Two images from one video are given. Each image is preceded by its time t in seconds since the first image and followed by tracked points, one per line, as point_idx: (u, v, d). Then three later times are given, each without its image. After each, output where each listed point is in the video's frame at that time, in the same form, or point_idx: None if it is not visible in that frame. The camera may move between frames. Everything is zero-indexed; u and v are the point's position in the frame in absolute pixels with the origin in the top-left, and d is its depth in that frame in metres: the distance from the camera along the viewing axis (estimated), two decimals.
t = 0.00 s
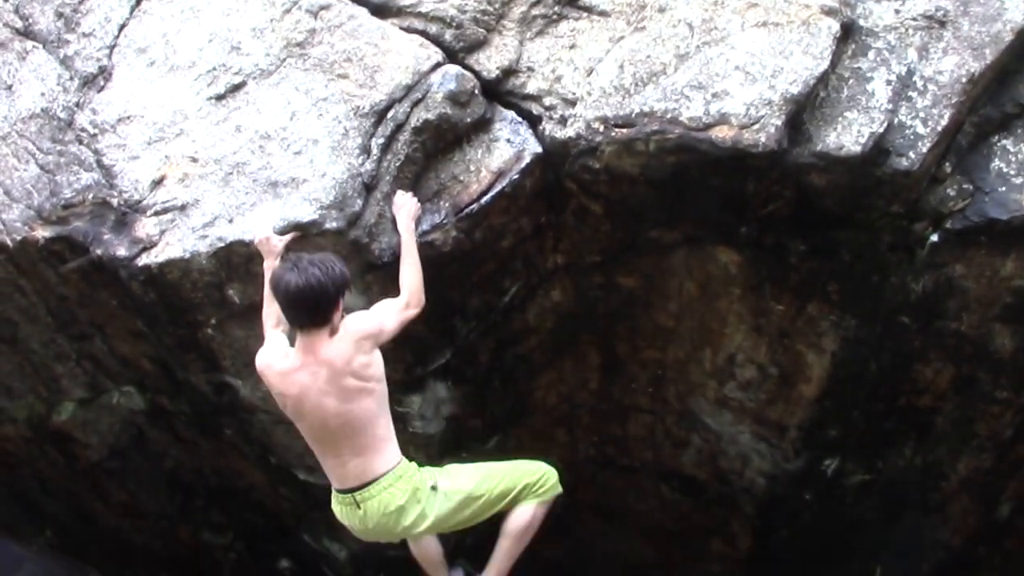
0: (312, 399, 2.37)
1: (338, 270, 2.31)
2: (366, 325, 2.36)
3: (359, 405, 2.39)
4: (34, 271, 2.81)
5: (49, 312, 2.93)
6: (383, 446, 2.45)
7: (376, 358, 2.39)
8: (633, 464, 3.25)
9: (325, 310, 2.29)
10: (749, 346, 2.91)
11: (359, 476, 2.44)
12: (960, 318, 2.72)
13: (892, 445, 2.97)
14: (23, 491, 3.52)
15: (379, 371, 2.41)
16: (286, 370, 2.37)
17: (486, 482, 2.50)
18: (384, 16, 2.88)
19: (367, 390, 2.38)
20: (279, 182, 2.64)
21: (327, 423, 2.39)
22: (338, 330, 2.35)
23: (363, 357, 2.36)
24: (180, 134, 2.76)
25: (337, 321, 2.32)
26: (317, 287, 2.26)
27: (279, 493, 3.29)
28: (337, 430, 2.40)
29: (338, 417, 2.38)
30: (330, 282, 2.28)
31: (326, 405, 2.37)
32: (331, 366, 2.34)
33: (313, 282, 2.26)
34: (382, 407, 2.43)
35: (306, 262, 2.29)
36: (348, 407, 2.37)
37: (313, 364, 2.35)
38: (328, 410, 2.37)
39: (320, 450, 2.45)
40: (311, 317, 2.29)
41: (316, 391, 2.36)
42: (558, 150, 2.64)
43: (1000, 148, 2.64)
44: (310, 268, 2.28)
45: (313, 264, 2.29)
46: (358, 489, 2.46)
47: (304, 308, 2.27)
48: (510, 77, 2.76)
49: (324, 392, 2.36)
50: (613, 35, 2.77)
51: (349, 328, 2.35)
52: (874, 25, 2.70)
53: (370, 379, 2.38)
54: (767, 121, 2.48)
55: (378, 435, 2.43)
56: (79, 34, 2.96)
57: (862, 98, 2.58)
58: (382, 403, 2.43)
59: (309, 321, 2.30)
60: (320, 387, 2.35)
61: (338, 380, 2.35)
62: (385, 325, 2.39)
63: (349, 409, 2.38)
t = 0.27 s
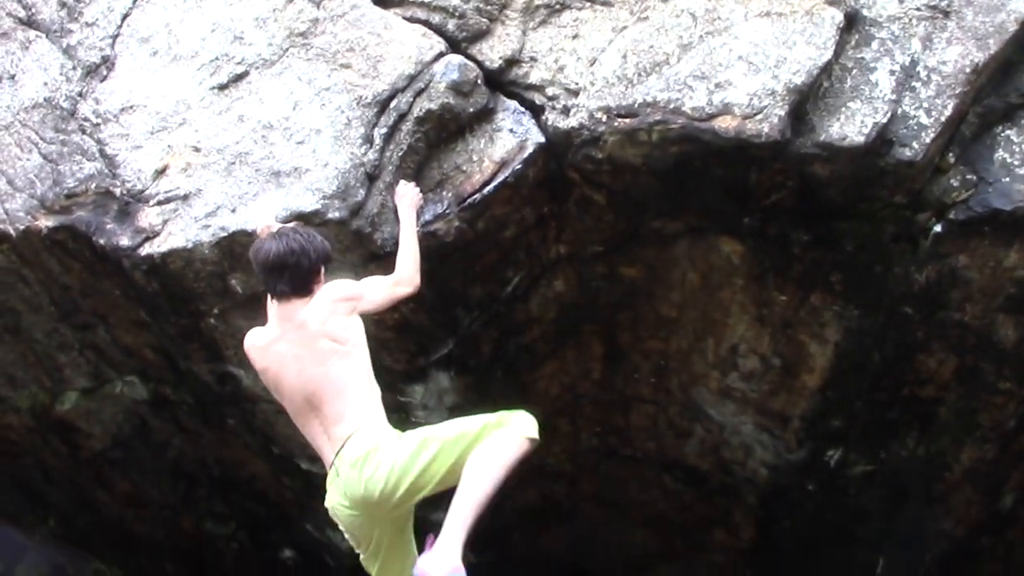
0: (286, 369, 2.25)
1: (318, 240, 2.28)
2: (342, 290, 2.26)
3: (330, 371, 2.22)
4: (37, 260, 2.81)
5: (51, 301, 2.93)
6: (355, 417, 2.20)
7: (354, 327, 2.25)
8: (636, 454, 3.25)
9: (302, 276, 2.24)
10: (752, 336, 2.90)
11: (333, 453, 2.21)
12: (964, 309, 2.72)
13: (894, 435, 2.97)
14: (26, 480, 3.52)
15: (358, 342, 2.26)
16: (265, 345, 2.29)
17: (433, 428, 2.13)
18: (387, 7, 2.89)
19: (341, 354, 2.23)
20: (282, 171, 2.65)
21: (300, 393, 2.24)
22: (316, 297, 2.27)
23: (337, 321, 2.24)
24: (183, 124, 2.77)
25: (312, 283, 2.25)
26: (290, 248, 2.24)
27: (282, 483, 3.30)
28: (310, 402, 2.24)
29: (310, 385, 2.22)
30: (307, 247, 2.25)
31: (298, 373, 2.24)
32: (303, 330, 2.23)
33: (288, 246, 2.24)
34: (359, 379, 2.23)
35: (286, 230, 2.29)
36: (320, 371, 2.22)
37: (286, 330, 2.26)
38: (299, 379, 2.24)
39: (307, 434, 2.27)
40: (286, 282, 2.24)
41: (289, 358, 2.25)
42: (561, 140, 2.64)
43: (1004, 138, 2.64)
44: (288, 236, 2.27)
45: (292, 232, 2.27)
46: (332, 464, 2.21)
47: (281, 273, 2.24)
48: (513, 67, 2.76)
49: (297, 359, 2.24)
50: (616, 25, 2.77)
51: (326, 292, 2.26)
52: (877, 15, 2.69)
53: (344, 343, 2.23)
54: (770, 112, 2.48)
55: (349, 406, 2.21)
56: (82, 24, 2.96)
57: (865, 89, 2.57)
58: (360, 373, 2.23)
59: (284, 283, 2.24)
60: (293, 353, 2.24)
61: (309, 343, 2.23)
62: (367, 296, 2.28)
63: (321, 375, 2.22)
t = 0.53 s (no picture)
0: (282, 362, 2.28)
1: (313, 236, 2.28)
2: (337, 285, 2.28)
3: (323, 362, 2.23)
4: (41, 261, 2.81)
5: (56, 303, 2.94)
6: (348, 406, 2.20)
7: (349, 323, 2.26)
8: (640, 457, 3.25)
9: (297, 273, 2.25)
10: (757, 339, 2.89)
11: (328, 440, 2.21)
12: (969, 312, 2.70)
13: (899, 439, 2.96)
14: (30, 481, 3.52)
15: (353, 337, 2.26)
16: (262, 338, 2.31)
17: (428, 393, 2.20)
18: (391, 8, 2.90)
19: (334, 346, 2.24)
20: (286, 173, 2.65)
21: (295, 384, 2.26)
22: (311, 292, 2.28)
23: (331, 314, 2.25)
24: (187, 125, 2.77)
25: (307, 278, 2.27)
26: (284, 243, 2.24)
27: (285, 484, 3.30)
28: (304, 392, 2.25)
29: (304, 375, 2.24)
30: (301, 243, 2.25)
31: (293, 365, 2.26)
32: (297, 322, 2.25)
33: (282, 242, 2.24)
34: (353, 371, 2.23)
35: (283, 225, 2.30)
36: (314, 361, 2.24)
37: (281, 323, 2.28)
38: (293, 370, 2.26)
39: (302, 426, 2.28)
40: (281, 277, 2.25)
41: (284, 350, 2.27)
42: (564, 142, 2.63)
43: (1009, 141, 2.63)
44: (283, 231, 2.26)
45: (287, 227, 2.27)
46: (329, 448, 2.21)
47: (275, 268, 2.25)
48: (517, 68, 2.76)
49: (292, 349, 2.26)
50: (620, 27, 2.76)
51: (322, 288, 2.28)
52: (882, 17, 2.69)
53: (336, 336, 2.24)
54: (774, 114, 2.48)
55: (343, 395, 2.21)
56: (88, 26, 2.97)
57: (870, 91, 2.57)
58: (354, 365, 2.24)
59: (279, 279, 2.25)
60: (287, 345, 2.27)
61: (303, 335, 2.25)
62: (362, 293, 2.29)
63: (314, 365, 2.23)
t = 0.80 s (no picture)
0: (295, 366, 2.29)
1: (330, 243, 2.32)
2: (352, 296, 2.27)
3: (337, 372, 2.24)
4: (46, 271, 2.82)
5: (60, 313, 2.94)
6: (364, 413, 2.23)
7: (363, 335, 2.26)
8: (644, 469, 3.23)
9: (312, 275, 2.28)
10: (761, 351, 2.89)
11: (342, 446, 2.23)
12: (974, 325, 2.70)
13: (904, 451, 2.95)
14: (33, 492, 3.52)
15: (366, 349, 2.26)
16: (275, 340, 2.33)
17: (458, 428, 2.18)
18: (397, 19, 2.88)
19: (348, 356, 2.24)
20: (290, 183, 2.65)
21: (308, 390, 2.28)
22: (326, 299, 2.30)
23: (344, 326, 2.25)
24: (192, 136, 2.77)
25: (323, 282, 2.30)
26: (300, 246, 2.27)
27: (288, 495, 3.29)
28: (316, 399, 2.27)
29: (317, 382, 2.26)
30: (316, 246, 2.28)
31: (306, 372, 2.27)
32: (311, 330, 2.26)
33: (298, 243, 2.28)
34: (366, 383, 2.24)
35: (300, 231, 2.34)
36: (328, 371, 2.24)
37: (296, 329, 2.29)
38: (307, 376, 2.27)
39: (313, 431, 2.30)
40: (297, 280, 2.28)
41: (298, 356, 2.29)
42: (569, 152, 2.63)
43: (1014, 153, 2.63)
44: (300, 233, 2.30)
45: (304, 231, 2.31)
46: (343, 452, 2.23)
47: (291, 269, 2.27)
48: (521, 80, 2.76)
49: (305, 355, 2.27)
50: (625, 38, 2.76)
51: (336, 297, 2.27)
52: (887, 29, 2.70)
53: (351, 348, 2.24)
54: (778, 125, 2.47)
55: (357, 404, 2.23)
56: (93, 36, 2.98)
57: (874, 102, 2.57)
58: (368, 377, 2.25)
59: (296, 282, 2.28)
60: (301, 351, 2.28)
61: (317, 343, 2.25)
62: (376, 303, 2.28)
63: (329, 373, 2.24)
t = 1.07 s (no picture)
0: (317, 394, 2.27)
1: (359, 274, 2.34)
2: (381, 330, 2.30)
3: (365, 407, 2.26)
4: (50, 286, 2.82)
5: (64, 327, 2.94)
6: (388, 449, 2.26)
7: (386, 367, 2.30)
8: (648, 485, 3.23)
9: (341, 303, 2.28)
10: (766, 368, 2.89)
11: (355, 480, 2.25)
12: (979, 342, 2.70)
13: (909, 468, 2.94)
14: (36, 506, 3.51)
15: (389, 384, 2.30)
16: (292, 363, 2.31)
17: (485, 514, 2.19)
18: (402, 35, 2.88)
19: (376, 391, 2.27)
20: (295, 199, 2.65)
21: (331, 422, 2.27)
22: (351, 329, 2.31)
23: (373, 362, 2.27)
24: (197, 151, 2.78)
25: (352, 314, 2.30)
26: (333, 275, 2.29)
27: (292, 511, 3.28)
28: (339, 431, 2.26)
29: (343, 415, 2.26)
30: (347, 273, 2.31)
31: (331, 403, 2.26)
32: (338, 360, 2.26)
33: (331, 269, 2.30)
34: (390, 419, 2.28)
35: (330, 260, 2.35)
36: (355, 405, 2.26)
37: (321, 358, 2.28)
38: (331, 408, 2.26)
39: (321, 457, 2.30)
40: (328, 308, 2.28)
41: (322, 386, 2.27)
42: (574, 168, 2.64)
43: (1020, 170, 2.63)
44: (332, 261, 2.32)
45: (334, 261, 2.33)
46: (356, 486, 2.25)
47: (322, 294, 2.28)
48: (526, 96, 2.76)
49: (330, 387, 2.26)
50: (630, 54, 2.77)
51: (365, 330, 2.29)
52: (891, 46, 2.70)
53: (378, 382, 2.27)
54: (783, 142, 2.47)
55: (382, 439, 2.26)
56: (99, 51, 2.99)
57: (879, 119, 2.57)
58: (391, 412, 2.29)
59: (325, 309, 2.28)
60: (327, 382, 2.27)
61: (345, 376, 2.26)
62: (397, 333, 2.31)
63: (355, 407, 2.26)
